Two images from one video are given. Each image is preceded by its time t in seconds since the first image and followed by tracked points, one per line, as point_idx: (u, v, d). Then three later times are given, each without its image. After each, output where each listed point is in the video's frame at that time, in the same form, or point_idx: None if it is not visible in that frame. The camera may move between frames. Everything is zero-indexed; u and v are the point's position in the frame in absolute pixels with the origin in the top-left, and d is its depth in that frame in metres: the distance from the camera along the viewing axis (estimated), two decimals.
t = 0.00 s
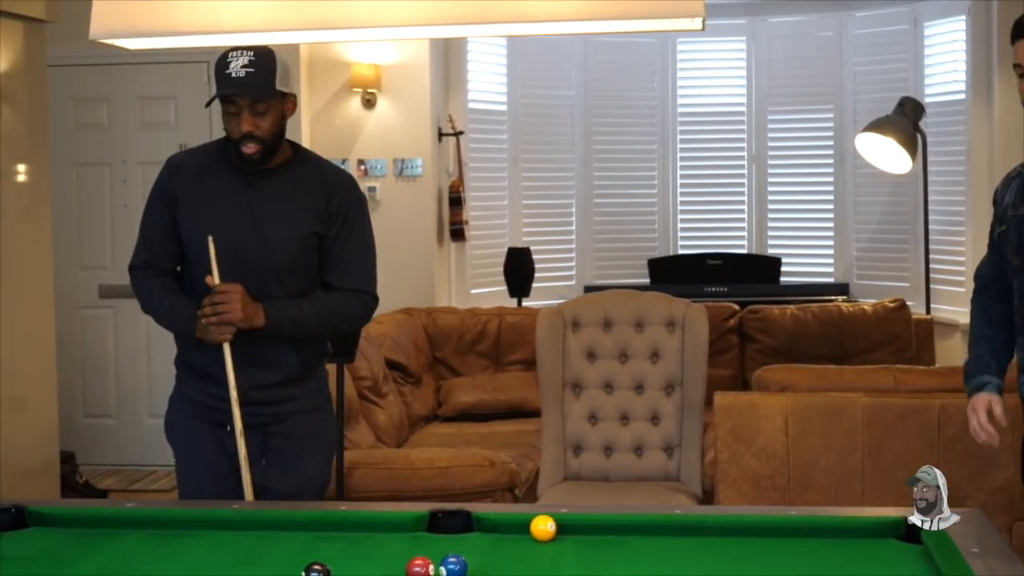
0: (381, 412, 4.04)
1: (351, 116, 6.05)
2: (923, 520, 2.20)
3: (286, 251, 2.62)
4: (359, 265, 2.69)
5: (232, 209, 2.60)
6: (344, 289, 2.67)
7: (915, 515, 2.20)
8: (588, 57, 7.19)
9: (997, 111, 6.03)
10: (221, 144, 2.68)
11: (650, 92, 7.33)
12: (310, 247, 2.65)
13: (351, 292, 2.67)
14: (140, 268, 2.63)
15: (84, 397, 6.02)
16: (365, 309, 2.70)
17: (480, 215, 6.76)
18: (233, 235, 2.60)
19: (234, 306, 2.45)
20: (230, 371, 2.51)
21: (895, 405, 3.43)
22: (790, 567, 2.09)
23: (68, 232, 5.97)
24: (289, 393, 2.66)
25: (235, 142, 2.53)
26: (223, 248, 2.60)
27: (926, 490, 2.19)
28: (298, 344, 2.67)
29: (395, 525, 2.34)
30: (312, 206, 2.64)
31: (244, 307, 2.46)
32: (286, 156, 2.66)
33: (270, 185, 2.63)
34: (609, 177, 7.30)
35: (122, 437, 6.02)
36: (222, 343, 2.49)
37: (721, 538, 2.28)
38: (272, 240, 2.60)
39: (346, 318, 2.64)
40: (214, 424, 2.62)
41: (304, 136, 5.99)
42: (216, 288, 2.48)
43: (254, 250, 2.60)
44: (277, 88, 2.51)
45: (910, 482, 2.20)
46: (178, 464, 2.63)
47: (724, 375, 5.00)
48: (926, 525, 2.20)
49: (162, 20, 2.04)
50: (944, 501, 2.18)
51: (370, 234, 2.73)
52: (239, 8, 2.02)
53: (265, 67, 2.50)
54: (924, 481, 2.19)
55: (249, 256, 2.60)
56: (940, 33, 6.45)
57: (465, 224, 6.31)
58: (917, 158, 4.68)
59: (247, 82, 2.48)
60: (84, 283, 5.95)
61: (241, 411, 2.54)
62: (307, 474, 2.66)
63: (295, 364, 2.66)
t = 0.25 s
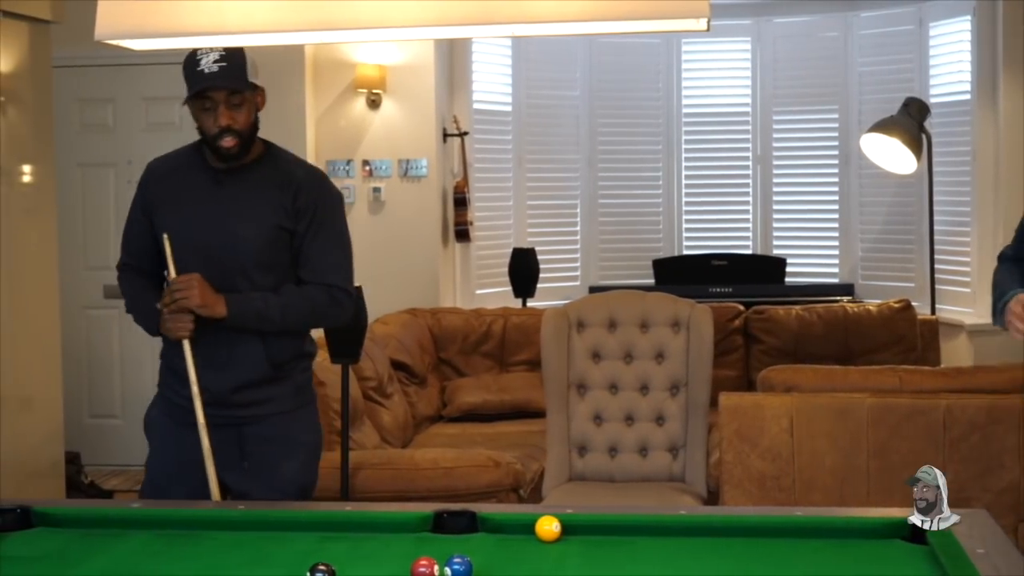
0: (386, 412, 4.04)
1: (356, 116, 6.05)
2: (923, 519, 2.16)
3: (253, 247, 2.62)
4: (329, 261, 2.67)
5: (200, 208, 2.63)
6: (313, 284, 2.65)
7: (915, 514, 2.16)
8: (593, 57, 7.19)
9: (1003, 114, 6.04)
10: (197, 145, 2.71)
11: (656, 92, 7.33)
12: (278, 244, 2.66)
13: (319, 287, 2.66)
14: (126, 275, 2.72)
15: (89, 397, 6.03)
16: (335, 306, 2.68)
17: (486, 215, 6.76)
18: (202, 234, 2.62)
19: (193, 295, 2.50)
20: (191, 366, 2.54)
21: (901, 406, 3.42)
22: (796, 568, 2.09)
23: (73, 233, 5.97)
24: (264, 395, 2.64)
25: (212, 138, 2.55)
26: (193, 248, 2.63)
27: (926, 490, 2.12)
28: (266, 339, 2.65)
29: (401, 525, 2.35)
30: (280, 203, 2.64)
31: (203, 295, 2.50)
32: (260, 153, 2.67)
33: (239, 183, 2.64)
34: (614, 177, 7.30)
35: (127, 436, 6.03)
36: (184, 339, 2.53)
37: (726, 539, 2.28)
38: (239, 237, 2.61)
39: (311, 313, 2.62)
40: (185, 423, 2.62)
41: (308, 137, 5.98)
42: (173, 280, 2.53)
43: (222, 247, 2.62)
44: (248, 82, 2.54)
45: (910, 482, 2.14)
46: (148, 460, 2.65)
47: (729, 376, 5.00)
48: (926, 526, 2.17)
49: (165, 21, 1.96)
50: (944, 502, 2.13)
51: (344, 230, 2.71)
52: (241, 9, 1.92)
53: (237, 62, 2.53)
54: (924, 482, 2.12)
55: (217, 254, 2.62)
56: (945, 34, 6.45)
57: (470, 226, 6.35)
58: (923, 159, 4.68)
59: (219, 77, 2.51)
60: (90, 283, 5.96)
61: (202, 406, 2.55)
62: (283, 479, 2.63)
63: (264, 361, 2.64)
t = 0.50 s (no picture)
0: (389, 413, 4.04)
1: (360, 117, 6.05)
2: (923, 520, 2.18)
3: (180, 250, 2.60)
4: (254, 257, 2.62)
5: (128, 214, 2.61)
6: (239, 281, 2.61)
7: (915, 515, 2.18)
8: (596, 57, 7.19)
9: (1006, 114, 6.04)
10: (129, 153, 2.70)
11: (659, 93, 7.32)
12: (204, 244, 2.62)
13: (247, 285, 2.61)
14: (73, 290, 2.72)
15: (93, 397, 6.04)
16: (264, 304, 2.63)
17: (490, 215, 6.76)
18: (131, 240, 2.61)
19: (118, 280, 2.47)
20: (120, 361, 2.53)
21: (904, 406, 3.42)
22: (799, 568, 2.09)
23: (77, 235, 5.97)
24: (205, 401, 2.60)
25: (138, 139, 2.54)
26: (124, 255, 2.62)
27: (927, 489, 2.16)
28: (198, 339, 2.61)
29: (405, 525, 2.35)
30: (204, 203, 2.60)
31: (128, 280, 2.48)
32: (189, 154, 2.63)
33: (163, 186, 2.60)
34: (618, 177, 7.29)
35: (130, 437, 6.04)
36: (115, 341, 2.52)
37: (730, 540, 2.28)
38: (165, 240, 2.59)
39: (237, 310, 2.58)
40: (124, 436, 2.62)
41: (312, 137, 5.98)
42: (100, 262, 2.50)
43: (149, 251, 2.60)
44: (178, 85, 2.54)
45: (911, 482, 2.17)
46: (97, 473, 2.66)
47: (732, 376, 5.00)
48: (926, 526, 2.19)
49: (166, 21, 1.93)
50: (944, 501, 2.17)
51: (270, 226, 2.66)
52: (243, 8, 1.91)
53: (165, 66, 2.53)
54: (924, 481, 2.16)
55: (146, 259, 2.61)
56: (949, 34, 6.45)
57: (474, 227, 6.41)
58: (926, 160, 4.68)
59: (147, 79, 2.50)
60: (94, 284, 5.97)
61: (131, 416, 2.54)
62: (231, 483, 2.60)
63: (194, 364, 2.60)
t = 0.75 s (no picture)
0: (394, 414, 4.04)
1: (365, 118, 6.05)
2: (923, 519, 2.19)
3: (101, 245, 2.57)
4: (175, 250, 2.59)
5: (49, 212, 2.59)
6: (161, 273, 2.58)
7: (915, 515, 2.19)
8: (601, 58, 7.19)
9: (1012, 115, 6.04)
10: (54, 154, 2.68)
11: (664, 94, 7.31)
12: (123, 239, 2.59)
13: (173, 275, 2.58)
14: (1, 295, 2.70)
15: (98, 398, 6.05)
16: (190, 294, 2.60)
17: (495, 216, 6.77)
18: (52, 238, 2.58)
19: (53, 265, 2.41)
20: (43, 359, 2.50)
21: (910, 408, 3.42)
22: (805, 569, 2.09)
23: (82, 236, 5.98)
24: (131, 398, 2.57)
25: (64, 135, 2.49)
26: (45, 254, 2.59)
27: (925, 490, 2.15)
28: (120, 333, 2.57)
29: (411, 527, 2.34)
30: (123, 197, 2.57)
31: (63, 266, 2.41)
32: (111, 149, 2.60)
33: (84, 181, 2.58)
34: (623, 178, 7.29)
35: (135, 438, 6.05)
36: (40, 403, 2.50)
37: (736, 541, 2.28)
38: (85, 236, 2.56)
39: (161, 302, 2.55)
40: (60, 435, 2.61)
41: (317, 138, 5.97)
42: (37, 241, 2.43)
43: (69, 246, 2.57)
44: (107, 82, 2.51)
45: (910, 482, 2.17)
46: (38, 474, 2.65)
47: (737, 377, 5.00)
48: (926, 525, 2.20)
49: (175, 21, 2.01)
50: (944, 501, 2.17)
51: (192, 222, 2.63)
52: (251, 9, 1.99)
53: (95, 61, 2.51)
54: (924, 481, 2.16)
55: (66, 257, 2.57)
56: (955, 35, 6.45)
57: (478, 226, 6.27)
58: (932, 160, 4.68)
59: (79, 73, 2.47)
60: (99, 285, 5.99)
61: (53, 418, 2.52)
62: (158, 478, 2.55)
63: (119, 361, 2.57)
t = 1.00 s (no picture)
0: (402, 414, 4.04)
1: (372, 118, 6.05)
2: (923, 520, 2.20)
3: (49, 249, 2.57)
4: (145, 248, 2.63)
5: None
6: (138, 273, 2.62)
7: (916, 515, 2.20)
8: (609, 58, 7.19)
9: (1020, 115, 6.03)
10: None
11: (672, 95, 7.31)
12: (75, 244, 2.60)
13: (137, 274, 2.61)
14: None
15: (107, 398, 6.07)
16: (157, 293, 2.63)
17: (503, 216, 6.78)
18: None
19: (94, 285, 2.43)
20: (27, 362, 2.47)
21: (918, 408, 3.42)
22: (813, 570, 2.09)
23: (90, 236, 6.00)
24: (71, 401, 2.56)
25: (10, 136, 2.52)
26: None
27: (926, 490, 2.18)
28: (65, 337, 2.57)
29: (419, 527, 2.35)
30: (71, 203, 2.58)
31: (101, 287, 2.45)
32: (58, 152, 2.62)
33: (33, 186, 2.59)
34: (631, 179, 7.29)
35: (144, 438, 6.06)
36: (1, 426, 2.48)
37: (745, 542, 2.28)
38: (33, 240, 2.56)
39: (145, 299, 2.58)
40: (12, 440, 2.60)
41: (325, 138, 5.97)
42: (90, 255, 2.44)
43: (13, 249, 2.56)
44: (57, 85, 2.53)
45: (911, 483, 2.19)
46: None
47: (745, 378, 5.00)
48: (926, 525, 2.21)
49: (183, 23, 2.03)
50: (945, 502, 2.18)
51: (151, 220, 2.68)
52: (258, 10, 2.00)
53: (44, 61, 2.52)
54: (924, 481, 2.18)
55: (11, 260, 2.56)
56: (963, 35, 6.45)
57: (486, 228, 6.40)
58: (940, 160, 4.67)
59: (30, 75, 2.48)
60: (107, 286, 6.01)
61: None
62: (67, 485, 2.48)
63: (65, 366, 2.56)
